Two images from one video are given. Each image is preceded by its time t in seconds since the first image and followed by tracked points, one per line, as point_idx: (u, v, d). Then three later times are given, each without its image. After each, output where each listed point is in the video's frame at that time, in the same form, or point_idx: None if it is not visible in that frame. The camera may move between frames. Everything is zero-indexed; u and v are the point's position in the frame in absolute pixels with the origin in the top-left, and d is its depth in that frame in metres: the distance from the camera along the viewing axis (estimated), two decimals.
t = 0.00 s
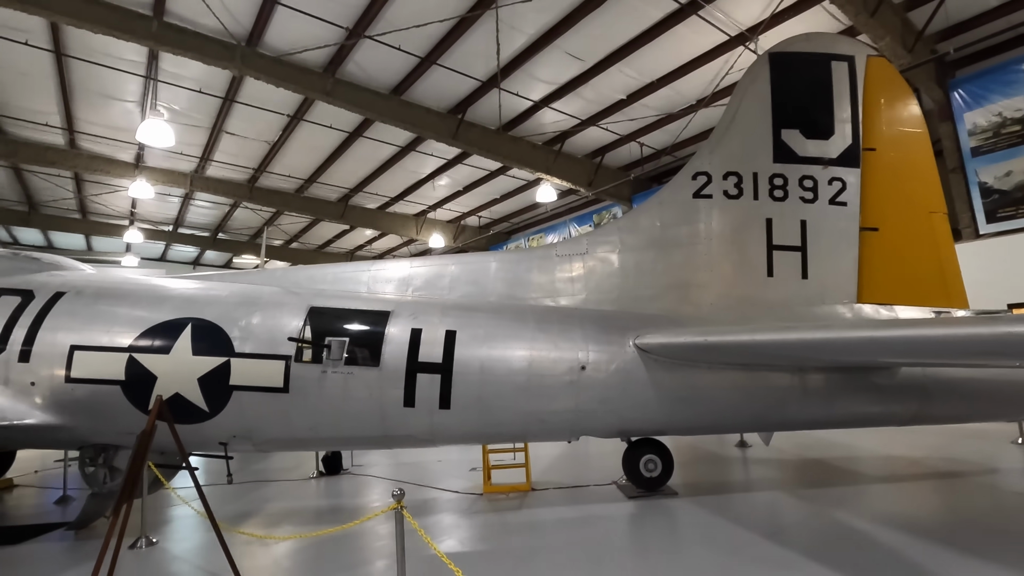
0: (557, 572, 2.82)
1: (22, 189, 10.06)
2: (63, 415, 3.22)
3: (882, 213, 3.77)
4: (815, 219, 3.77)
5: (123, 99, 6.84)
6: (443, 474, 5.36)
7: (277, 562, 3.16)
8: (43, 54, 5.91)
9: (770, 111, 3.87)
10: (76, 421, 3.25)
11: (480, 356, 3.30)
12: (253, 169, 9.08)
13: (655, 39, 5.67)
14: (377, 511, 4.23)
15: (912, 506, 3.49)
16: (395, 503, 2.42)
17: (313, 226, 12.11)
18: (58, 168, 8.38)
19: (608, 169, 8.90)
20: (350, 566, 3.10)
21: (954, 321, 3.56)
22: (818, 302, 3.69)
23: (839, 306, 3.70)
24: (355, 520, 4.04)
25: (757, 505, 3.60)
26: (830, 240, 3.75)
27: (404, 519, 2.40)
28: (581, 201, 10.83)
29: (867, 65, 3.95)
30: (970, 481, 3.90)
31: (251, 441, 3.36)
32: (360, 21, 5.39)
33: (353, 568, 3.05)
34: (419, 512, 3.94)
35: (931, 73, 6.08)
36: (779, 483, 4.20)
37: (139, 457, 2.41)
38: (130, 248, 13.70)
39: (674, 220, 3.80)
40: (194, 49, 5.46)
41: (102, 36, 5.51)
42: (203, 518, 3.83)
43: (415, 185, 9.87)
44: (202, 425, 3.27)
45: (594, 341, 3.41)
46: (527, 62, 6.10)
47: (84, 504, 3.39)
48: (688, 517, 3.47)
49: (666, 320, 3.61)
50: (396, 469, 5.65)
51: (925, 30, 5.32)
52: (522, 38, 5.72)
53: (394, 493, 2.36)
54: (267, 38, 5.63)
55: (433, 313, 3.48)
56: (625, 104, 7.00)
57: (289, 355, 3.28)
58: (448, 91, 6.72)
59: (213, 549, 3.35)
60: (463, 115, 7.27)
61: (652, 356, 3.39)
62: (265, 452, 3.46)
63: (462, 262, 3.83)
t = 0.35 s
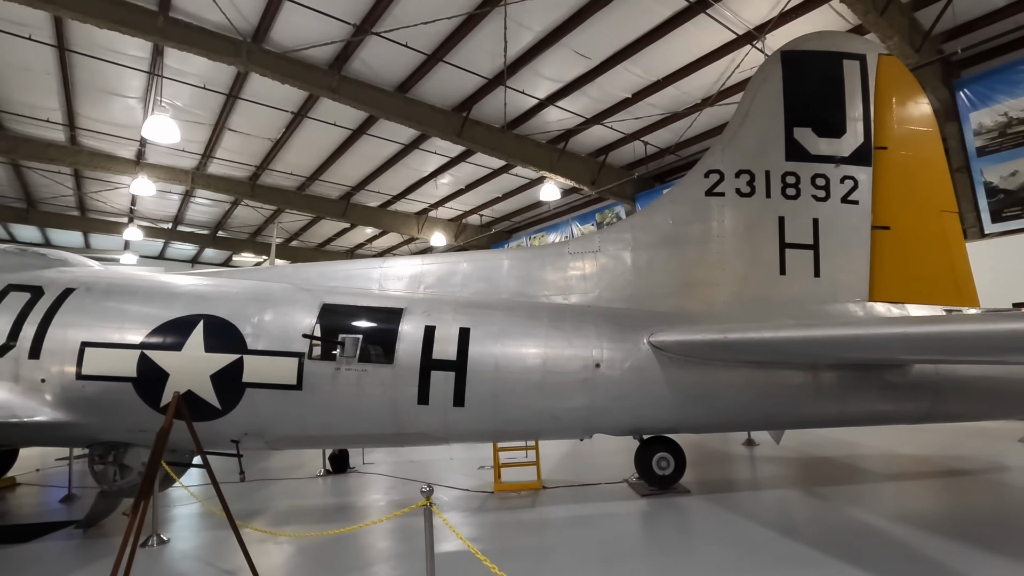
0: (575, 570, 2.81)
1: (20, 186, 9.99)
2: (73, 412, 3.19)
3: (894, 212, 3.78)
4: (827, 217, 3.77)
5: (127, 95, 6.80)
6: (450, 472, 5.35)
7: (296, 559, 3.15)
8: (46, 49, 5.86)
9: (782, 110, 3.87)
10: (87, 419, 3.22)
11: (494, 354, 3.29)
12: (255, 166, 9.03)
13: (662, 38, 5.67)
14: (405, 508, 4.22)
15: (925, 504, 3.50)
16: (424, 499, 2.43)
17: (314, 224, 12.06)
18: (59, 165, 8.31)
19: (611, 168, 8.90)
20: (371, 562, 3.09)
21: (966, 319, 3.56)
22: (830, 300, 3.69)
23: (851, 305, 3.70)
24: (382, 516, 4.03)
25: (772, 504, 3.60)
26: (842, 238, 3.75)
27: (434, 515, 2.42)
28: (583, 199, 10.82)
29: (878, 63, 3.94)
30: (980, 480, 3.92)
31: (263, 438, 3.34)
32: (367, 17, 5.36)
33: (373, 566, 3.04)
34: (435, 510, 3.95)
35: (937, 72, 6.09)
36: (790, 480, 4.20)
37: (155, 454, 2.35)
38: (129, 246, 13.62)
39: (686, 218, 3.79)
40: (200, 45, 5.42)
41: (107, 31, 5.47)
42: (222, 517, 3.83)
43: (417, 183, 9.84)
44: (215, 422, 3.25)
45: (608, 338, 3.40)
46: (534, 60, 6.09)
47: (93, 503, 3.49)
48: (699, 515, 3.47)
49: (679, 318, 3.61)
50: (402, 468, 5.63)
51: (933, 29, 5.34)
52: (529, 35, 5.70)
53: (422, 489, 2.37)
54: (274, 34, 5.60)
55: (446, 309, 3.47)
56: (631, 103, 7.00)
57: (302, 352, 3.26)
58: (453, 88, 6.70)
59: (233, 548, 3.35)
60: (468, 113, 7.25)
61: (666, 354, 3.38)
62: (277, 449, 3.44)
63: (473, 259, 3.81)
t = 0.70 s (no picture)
0: (594, 568, 2.81)
1: (23, 183, 9.95)
2: (88, 409, 3.17)
3: (908, 209, 3.78)
4: (841, 215, 3.77)
5: (132, 92, 6.76)
6: (460, 469, 5.34)
7: (320, 557, 3.15)
8: (52, 45, 5.82)
9: (796, 107, 3.86)
10: (102, 416, 3.20)
11: (510, 351, 3.28)
12: (260, 164, 9.00)
13: (671, 35, 5.66)
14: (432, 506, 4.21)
15: (940, 501, 3.50)
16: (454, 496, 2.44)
17: (317, 221, 12.03)
18: (63, 162, 8.28)
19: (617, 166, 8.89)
20: (392, 560, 3.10)
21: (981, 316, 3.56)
22: (845, 297, 3.68)
23: (865, 302, 3.70)
24: (409, 514, 4.05)
25: (786, 502, 3.61)
26: (856, 235, 3.75)
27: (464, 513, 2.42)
28: (587, 197, 10.81)
29: (892, 60, 3.93)
30: (993, 478, 3.93)
31: (278, 436, 3.33)
32: (376, 13, 5.34)
33: (394, 563, 3.05)
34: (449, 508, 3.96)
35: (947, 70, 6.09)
36: (802, 478, 4.20)
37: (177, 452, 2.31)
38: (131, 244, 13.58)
39: (701, 216, 3.78)
40: (208, 41, 5.39)
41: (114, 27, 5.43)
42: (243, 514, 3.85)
43: (421, 180, 9.82)
44: (230, 420, 3.23)
45: (624, 336, 3.40)
46: (543, 57, 6.07)
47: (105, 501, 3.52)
48: (714, 513, 3.47)
49: (694, 315, 3.60)
50: (411, 465, 5.63)
51: (944, 27, 5.34)
52: (538, 32, 5.68)
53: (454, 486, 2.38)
54: (282, 30, 5.57)
55: (461, 307, 3.46)
56: (638, 100, 6.98)
57: (318, 350, 3.24)
58: (461, 85, 6.68)
59: (257, 547, 3.35)
60: (475, 110, 7.24)
61: (682, 351, 3.38)
62: (291, 447, 3.43)
63: (487, 256, 3.79)
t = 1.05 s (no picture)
0: (617, 568, 2.77)
1: (31, 180, 9.95)
2: (102, 406, 3.14)
3: (931, 206, 3.72)
4: (863, 211, 3.71)
5: (142, 89, 6.74)
6: (471, 469, 5.30)
7: (338, 557, 3.11)
8: (63, 41, 5.80)
9: (816, 103, 3.81)
10: (116, 413, 3.17)
11: (529, 348, 3.24)
12: (267, 162, 8.98)
13: (685, 32, 5.61)
14: (447, 506, 4.17)
15: (965, 502, 3.45)
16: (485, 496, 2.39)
17: (323, 220, 12.01)
18: (71, 159, 8.26)
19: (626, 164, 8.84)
20: (414, 560, 3.06)
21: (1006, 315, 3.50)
22: (866, 295, 3.63)
23: (888, 300, 3.64)
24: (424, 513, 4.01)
25: (807, 503, 3.56)
26: (878, 232, 3.69)
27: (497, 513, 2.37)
28: (595, 197, 10.76)
29: (914, 55, 3.87)
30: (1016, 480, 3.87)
31: (294, 434, 3.29)
32: (389, 9, 5.31)
33: (415, 563, 3.01)
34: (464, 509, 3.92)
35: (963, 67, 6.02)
36: (821, 479, 4.15)
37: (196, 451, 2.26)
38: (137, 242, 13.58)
39: (720, 213, 3.74)
40: (220, 37, 5.36)
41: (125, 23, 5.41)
42: (259, 513, 3.82)
43: (429, 179, 9.79)
44: (246, 418, 3.20)
45: (644, 334, 3.35)
46: (555, 54, 6.03)
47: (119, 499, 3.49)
48: (734, 514, 3.42)
49: (714, 313, 3.56)
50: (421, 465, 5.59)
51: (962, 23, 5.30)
52: (550, 29, 5.64)
53: (485, 484, 2.34)
54: (294, 26, 5.54)
55: (479, 303, 3.42)
56: (650, 98, 6.93)
57: (335, 347, 3.21)
58: (471, 82, 6.64)
59: (277, 545, 3.31)
60: (485, 108, 7.20)
61: (703, 349, 3.33)
62: (307, 445, 3.40)
63: (503, 253, 3.74)
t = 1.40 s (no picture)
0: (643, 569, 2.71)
1: (39, 181, 9.95)
2: (117, 407, 3.10)
3: (958, 198, 3.64)
4: (888, 204, 3.63)
5: (151, 87, 6.70)
6: (485, 468, 5.24)
7: (358, 558, 3.06)
8: (72, 39, 5.77)
9: (839, 94, 3.73)
10: (132, 413, 3.13)
11: (548, 346, 3.18)
12: (275, 160, 8.94)
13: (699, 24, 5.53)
14: (463, 506, 4.12)
15: (995, 501, 3.37)
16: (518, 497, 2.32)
17: (330, 219, 11.97)
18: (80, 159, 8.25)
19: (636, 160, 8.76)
20: (436, 561, 3.01)
21: None
22: (892, 289, 3.55)
23: (914, 295, 3.56)
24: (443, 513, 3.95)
25: (832, 502, 3.48)
26: (904, 225, 3.61)
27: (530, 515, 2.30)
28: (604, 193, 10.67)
29: (939, 44, 3.78)
30: None
31: (311, 434, 3.24)
32: (399, 4, 5.25)
33: (438, 565, 2.96)
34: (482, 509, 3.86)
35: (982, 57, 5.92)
36: (844, 478, 4.07)
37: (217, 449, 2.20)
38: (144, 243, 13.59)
39: (741, 207, 3.66)
40: (229, 34, 5.31)
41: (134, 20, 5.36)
42: (276, 514, 3.78)
43: (437, 177, 9.73)
44: (262, 418, 3.15)
45: (665, 330, 3.29)
46: (566, 49, 5.96)
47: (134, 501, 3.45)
48: (759, 513, 3.36)
49: (737, 309, 3.49)
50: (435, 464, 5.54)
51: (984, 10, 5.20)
52: (562, 23, 5.57)
53: (518, 485, 2.28)
54: (303, 22, 5.49)
55: (497, 300, 3.36)
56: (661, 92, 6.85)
57: (352, 345, 3.15)
58: (481, 78, 6.57)
59: (297, 547, 3.27)
60: (494, 104, 7.13)
61: (727, 346, 3.26)
62: (323, 445, 3.35)
63: (520, 250, 3.68)
